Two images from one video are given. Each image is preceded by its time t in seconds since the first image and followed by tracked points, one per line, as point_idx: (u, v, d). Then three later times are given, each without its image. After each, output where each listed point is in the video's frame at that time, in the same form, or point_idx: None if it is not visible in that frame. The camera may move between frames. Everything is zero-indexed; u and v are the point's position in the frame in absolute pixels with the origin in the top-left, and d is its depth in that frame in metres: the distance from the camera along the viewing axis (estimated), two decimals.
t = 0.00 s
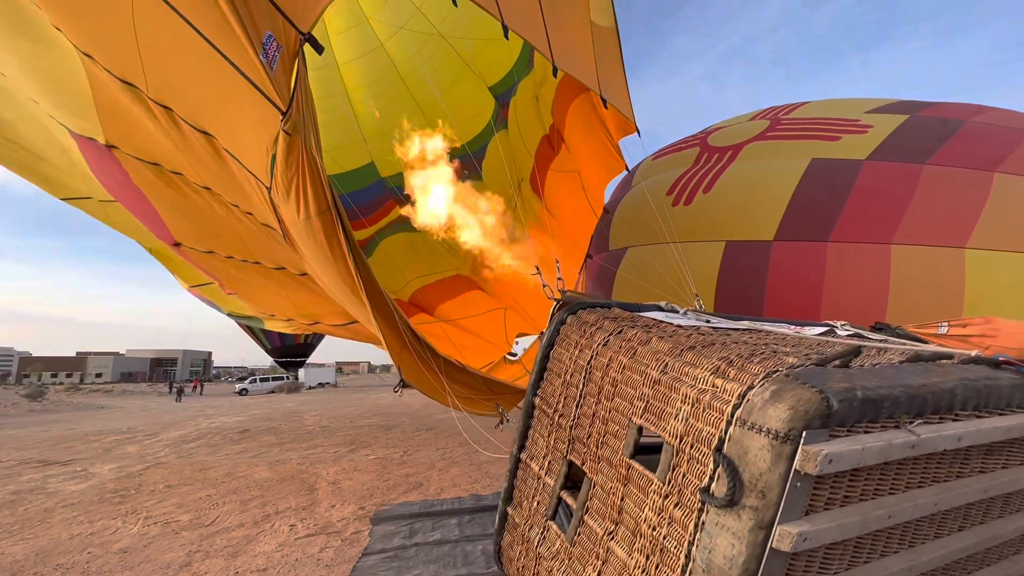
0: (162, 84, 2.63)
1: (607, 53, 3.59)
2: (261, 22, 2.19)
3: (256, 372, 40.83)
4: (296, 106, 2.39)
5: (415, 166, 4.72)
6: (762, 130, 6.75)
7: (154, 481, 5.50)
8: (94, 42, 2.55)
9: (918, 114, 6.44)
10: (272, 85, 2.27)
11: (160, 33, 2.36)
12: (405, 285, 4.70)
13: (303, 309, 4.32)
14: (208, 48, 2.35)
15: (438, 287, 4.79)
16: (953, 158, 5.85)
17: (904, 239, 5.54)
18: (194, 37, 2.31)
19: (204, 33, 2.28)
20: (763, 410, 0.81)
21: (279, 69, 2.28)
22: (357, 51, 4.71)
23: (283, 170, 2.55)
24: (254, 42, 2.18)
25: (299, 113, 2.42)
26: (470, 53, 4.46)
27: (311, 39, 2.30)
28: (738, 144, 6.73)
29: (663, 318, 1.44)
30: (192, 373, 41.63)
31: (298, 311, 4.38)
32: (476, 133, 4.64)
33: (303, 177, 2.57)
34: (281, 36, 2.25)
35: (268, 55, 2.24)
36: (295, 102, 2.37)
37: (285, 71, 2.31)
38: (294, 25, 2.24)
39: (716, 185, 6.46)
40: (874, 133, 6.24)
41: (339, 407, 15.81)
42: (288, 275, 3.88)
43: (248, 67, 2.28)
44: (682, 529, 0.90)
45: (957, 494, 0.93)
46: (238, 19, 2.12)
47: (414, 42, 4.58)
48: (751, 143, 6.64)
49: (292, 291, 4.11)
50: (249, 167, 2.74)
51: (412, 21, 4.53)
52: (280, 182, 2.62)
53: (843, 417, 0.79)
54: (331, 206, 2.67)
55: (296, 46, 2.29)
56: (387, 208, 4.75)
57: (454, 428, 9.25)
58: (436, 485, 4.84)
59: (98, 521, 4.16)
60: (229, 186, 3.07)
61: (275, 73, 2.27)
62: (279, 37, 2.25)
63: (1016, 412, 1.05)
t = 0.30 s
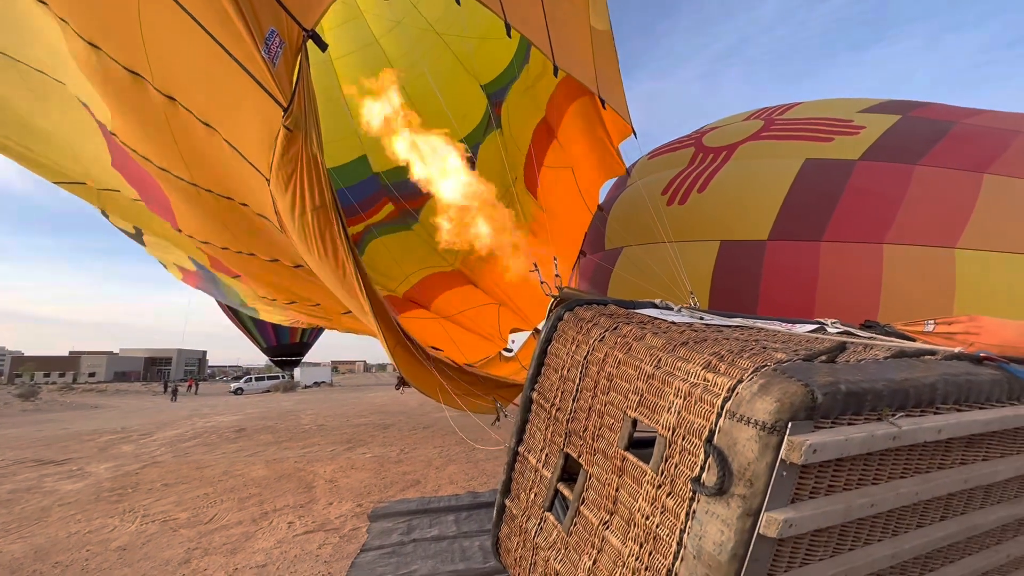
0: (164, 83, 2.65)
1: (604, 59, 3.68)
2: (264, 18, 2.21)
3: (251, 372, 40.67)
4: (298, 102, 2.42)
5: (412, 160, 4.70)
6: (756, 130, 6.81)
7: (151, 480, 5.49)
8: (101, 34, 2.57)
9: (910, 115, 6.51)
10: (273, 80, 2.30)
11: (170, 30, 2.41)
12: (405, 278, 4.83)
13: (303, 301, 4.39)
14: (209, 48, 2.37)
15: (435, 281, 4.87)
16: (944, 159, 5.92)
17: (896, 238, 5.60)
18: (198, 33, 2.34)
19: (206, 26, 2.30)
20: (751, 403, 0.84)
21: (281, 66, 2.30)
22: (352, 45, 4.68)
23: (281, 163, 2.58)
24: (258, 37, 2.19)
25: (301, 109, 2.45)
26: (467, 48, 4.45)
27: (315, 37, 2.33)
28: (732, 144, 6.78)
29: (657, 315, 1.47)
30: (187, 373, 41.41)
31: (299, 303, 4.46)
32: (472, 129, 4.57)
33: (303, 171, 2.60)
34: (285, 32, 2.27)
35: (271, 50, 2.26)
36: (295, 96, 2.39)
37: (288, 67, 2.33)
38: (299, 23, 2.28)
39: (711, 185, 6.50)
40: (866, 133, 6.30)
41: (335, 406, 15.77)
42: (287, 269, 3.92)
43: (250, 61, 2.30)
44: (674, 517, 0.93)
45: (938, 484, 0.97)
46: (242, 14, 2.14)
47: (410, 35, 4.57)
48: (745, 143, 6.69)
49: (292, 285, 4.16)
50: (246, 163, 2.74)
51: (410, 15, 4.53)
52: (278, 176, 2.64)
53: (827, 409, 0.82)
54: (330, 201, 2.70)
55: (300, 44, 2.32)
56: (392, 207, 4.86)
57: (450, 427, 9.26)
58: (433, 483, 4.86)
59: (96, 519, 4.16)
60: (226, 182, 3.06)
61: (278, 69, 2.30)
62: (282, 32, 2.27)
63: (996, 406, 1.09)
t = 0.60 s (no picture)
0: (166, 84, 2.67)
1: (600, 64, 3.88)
2: (270, 17, 2.23)
3: (248, 372, 40.62)
4: (300, 99, 2.46)
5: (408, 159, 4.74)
6: (753, 132, 6.84)
7: (149, 480, 5.49)
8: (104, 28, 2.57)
9: (906, 117, 6.55)
10: (278, 78, 2.32)
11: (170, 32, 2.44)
12: (402, 274, 4.87)
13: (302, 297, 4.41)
14: (213, 50, 2.41)
15: (434, 278, 4.95)
16: (939, 161, 5.97)
17: (891, 240, 5.64)
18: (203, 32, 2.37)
19: (213, 24, 2.32)
20: (745, 403, 0.86)
21: (285, 64, 2.32)
22: (344, 40, 4.50)
23: (280, 160, 2.61)
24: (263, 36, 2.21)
25: (302, 107, 2.48)
26: (467, 46, 4.40)
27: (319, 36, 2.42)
28: (729, 146, 6.81)
29: (655, 315, 1.48)
30: (184, 373, 41.34)
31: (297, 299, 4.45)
32: (470, 125, 4.65)
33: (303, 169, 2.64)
34: (287, 29, 2.30)
35: (276, 49, 2.28)
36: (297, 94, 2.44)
37: (292, 63, 2.36)
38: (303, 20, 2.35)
39: (707, 186, 6.53)
40: (861, 135, 6.35)
41: (332, 406, 15.78)
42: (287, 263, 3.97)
43: (255, 60, 2.33)
44: (670, 513, 0.95)
45: (927, 482, 1.00)
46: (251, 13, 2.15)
47: (407, 30, 4.41)
48: (742, 145, 6.73)
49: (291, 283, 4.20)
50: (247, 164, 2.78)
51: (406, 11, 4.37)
52: (276, 174, 2.67)
53: (819, 409, 0.84)
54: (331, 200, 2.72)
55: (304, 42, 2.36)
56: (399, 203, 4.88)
57: (448, 427, 9.27)
58: (432, 482, 4.88)
59: (95, 519, 4.16)
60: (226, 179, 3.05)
61: (284, 67, 2.32)
62: (287, 31, 2.31)
63: (985, 406, 1.12)
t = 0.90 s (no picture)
0: (185, 78, 2.83)
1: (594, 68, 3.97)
2: (272, 19, 2.35)
3: (248, 373, 40.64)
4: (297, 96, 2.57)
5: (404, 159, 4.82)
6: (750, 135, 6.88)
7: (150, 480, 5.53)
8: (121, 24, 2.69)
9: (902, 121, 6.59)
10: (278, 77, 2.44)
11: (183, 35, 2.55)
12: (399, 274, 4.88)
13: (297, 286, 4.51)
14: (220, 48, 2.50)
15: (431, 277, 4.96)
16: (935, 165, 6.01)
17: (887, 243, 5.68)
18: (209, 33, 2.47)
19: (220, 26, 2.42)
20: (723, 406, 0.89)
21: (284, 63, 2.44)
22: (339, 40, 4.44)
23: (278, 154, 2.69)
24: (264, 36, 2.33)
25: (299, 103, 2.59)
26: (466, 47, 4.41)
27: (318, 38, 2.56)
28: (726, 150, 6.85)
29: (643, 318, 1.52)
30: (184, 374, 41.39)
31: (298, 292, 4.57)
32: (467, 125, 4.70)
33: (299, 163, 2.74)
34: (287, 29, 2.42)
35: (276, 49, 2.39)
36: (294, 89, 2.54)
37: (292, 63, 2.50)
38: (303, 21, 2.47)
39: (705, 189, 6.58)
40: (858, 140, 6.38)
41: (332, 407, 15.81)
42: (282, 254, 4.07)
43: (257, 60, 2.44)
44: (652, 511, 0.98)
45: (901, 482, 1.03)
46: (253, 15, 2.25)
47: (406, 30, 4.42)
48: (739, 148, 6.77)
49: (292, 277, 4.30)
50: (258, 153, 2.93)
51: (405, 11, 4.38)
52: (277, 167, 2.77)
53: (794, 412, 0.87)
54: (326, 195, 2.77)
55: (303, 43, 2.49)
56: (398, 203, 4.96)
57: (447, 428, 9.30)
58: (429, 483, 4.91)
59: (97, 518, 4.19)
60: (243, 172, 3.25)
61: (284, 68, 2.45)
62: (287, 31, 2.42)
63: (960, 410, 1.15)
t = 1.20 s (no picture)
0: (206, 72, 2.98)
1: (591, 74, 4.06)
2: (279, 21, 2.42)
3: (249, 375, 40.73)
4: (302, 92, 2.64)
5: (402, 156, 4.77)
6: (748, 140, 6.94)
7: (151, 480, 5.58)
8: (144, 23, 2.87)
9: (898, 125, 6.65)
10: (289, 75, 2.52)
11: (206, 36, 2.71)
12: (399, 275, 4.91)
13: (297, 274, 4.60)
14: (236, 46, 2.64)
15: (428, 278, 4.99)
16: (931, 169, 6.05)
17: (883, 247, 5.72)
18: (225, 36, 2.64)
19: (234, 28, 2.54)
20: (693, 406, 0.94)
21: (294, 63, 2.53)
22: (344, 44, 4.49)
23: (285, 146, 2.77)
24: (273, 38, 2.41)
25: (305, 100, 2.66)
26: (467, 50, 4.53)
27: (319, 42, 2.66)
28: (724, 154, 6.91)
29: (628, 319, 1.58)
30: (186, 376, 41.50)
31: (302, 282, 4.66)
32: (465, 127, 4.76)
33: (306, 158, 2.84)
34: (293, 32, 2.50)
35: (284, 50, 2.47)
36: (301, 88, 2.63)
37: (298, 63, 2.57)
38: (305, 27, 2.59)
39: (702, 194, 6.63)
40: (855, 144, 6.43)
41: (332, 409, 15.86)
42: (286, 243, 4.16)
43: (268, 60, 2.55)
44: (627, 504, 1.04)
45: (866, 480, 1.09)
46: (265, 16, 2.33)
47: (408, 33, 4.51)
48: (736, 153, 6.82)
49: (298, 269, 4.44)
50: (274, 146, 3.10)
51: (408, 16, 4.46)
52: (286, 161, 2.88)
53: (760, 413, 0.92)
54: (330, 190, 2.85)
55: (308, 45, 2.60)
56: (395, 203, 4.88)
57: (447, 430, 9.35)
58: (426, 483, 4.95)
59: (99, 516, 4.25)
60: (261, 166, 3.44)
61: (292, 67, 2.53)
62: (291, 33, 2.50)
63: (926, 412, 1.21)
